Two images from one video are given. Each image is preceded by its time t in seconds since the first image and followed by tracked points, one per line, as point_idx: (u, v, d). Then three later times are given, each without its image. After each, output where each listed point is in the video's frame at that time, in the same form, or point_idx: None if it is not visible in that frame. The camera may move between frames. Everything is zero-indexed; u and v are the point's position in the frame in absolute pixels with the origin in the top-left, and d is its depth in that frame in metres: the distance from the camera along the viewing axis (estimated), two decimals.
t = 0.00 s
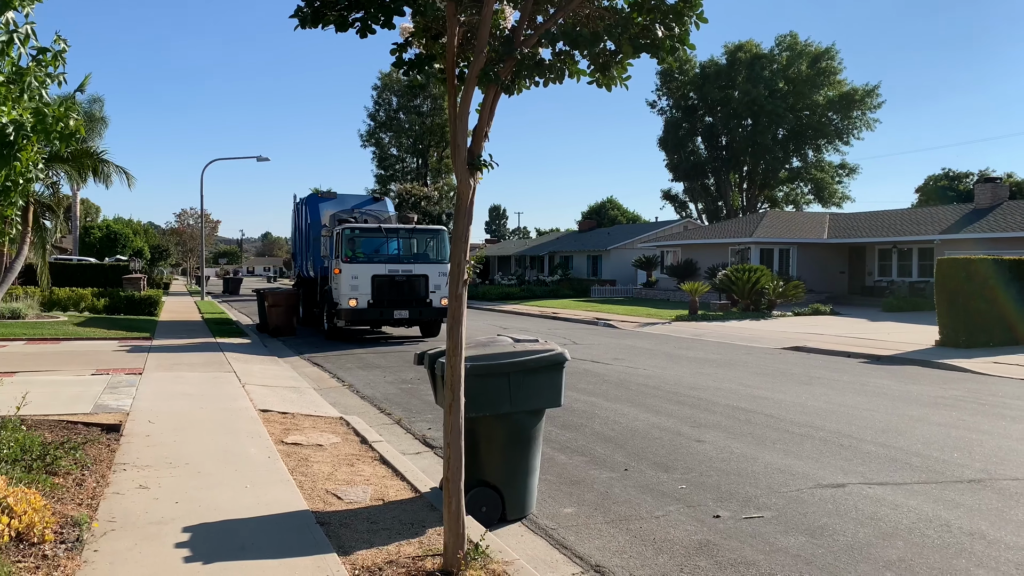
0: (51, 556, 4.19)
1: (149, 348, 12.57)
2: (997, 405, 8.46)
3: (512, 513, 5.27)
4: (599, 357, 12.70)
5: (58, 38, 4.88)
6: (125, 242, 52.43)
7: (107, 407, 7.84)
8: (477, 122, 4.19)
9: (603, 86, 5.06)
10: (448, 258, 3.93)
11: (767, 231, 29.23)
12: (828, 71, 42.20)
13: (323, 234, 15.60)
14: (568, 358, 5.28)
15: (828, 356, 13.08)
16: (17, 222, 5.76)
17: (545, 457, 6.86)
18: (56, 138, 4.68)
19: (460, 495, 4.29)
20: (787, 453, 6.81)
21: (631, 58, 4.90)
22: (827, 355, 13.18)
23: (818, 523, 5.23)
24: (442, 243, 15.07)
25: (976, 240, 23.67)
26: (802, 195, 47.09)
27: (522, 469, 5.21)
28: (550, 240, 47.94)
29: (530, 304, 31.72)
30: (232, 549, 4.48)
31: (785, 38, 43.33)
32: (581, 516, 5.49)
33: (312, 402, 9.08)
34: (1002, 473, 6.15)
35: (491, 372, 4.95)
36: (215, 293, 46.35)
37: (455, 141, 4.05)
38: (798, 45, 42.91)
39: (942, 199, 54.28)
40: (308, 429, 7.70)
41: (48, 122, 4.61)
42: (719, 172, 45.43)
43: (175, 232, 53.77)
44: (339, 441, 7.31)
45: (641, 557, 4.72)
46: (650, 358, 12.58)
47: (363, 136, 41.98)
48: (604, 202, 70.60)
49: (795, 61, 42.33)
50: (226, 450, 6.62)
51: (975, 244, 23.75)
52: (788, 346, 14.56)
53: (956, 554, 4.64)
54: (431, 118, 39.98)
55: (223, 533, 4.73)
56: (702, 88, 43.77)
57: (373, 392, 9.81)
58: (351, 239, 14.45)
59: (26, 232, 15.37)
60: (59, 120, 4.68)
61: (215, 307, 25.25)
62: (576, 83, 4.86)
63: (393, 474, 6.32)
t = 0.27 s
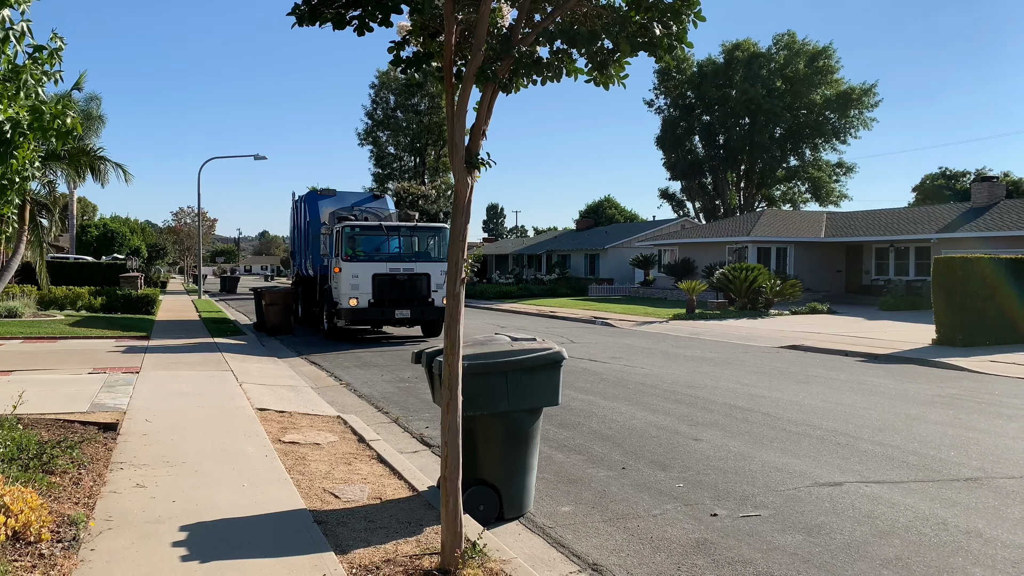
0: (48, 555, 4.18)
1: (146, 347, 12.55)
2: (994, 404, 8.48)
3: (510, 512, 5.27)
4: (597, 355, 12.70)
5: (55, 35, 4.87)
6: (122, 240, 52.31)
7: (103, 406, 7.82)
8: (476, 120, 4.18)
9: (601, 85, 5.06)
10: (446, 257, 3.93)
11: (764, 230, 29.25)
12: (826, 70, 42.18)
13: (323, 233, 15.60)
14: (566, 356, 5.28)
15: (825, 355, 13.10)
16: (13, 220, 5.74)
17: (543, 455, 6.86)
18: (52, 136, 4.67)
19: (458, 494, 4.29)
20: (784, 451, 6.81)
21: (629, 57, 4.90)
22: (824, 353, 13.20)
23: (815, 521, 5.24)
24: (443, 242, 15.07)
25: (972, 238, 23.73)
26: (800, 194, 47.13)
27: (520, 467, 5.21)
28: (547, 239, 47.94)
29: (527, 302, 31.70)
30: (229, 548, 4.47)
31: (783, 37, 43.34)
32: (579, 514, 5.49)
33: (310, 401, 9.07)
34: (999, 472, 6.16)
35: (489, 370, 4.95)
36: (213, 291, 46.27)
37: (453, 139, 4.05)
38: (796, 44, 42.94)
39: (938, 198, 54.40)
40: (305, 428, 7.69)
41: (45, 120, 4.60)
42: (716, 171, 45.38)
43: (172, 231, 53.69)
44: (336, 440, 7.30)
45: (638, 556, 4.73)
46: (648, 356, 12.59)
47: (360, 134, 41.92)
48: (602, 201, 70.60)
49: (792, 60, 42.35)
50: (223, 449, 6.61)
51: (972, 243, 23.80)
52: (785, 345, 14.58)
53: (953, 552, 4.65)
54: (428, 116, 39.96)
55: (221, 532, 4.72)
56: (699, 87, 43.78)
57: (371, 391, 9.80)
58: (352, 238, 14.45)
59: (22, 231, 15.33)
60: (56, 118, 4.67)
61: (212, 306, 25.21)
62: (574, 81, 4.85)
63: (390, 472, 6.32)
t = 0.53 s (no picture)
0: (43, 555, 4.17)
1: (142, 347, 12.51)
2: (989, 404, 8.51)
3: (506, 512, 5.27)
4: (593, 355, 12.70)
5: (50, 34, 4.86)
6: (117, 239, 52.16)
7: (99, 406, 7.80)
8: (472, 120, 4.19)
9: (597, 85, 5.07)
10: (442, 256, 3.93)
11: (760, 230, 29.29)
12: (821, 70, 42.13)
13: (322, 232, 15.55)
14: (563, 356, 5.28)
15: (821, 355, 13.12)
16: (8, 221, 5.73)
17: (539, 455, 6.86)
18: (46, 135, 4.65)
19: (455, 493, 4.29)
20: (780, 451, 6.82)
21: (625, 57, 4.91)
22: (820, 353, 13.23)
23: (811, 521, 5.25)
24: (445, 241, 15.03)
25: (968, 238, 23.79)
26: (796, 194, 47.19)
27: (516, 467, 5.21)
28: (544, 238, 47.95)
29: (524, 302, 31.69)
30: (225, 548, 4.46)
31: (779, 37, 43.40)
32: (575, 514, 5.49)
33: (306, 401, 9.05)
34: (994, 471, 6.18)
35: (485, 370, 4.95)
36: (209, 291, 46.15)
37: (449, 139, 4.04)
38: (792, 44, 43.00)
39: (934, 198, 54.54)
40: (301, 427, 7.68)
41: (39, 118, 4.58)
42: (712, 171, 45.26)
43: (168, 230, 53.56)
44: (332, 440, 7.29)
45: (634, 555, 4.73)
46: (644, 356, 12.60)
47: (357, 133, 41.87)
48: (598, 201, 70.61)
49: (788, 60, 42.40)
50: (219, 449, 6.59)
51: (967, 243, 23.88)
52: (781, 344, 14.60)
53: (948, 551, 4.66)
54: (425, 116, 39.95)
55: (216, 532, 4.72)
56: (696, 87, 43.80)
57: (367, 391, 9.79)
58: (352, 237, 14.42)
59: (17, 230, 15.28)
60: (50, 117, 4.66)
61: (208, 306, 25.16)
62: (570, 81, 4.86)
63: (387, 472, 6.31)
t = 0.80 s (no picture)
0: (37, 556, 4.16)
1: (136, 348, 12.47)
2: (983, 404, 8.54)
3: (501, 512, 5.28)
4: (588, 355, 12.71)
5: (44, 34, 4.84)
6: (112, 240, 51.94)
7: (93, 407, 7.78)
8: (467, 120, 4.19)
9: (592, 85, 5.07)
10: (438, 257, 3.93)
11: (755, 231, 29.33)
12: (816, 72, 42.25)
13: (319, 230, 15.34)
14: (558, 357, 5.29)
15: (816, 355, 13.14)
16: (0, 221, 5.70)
17: (534, 456, 6.86)
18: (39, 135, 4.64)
19: (450, 493, 4.29)
20: (775, 451, 6.84)
21: (621, 57, 4.91)
22: (815, 353, 13.26)
23: (806, 521, 5.26)
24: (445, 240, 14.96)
25: (962, 239, 23.88)
26: (791, 195, 47.29)
27: (512, 467, 5.21)
28: (540, 239, 47.96)
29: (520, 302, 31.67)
30: (219, 549, 4.46)
31: (774, 38, 43.50)
32: (570, 514, 5.50)
33: (300, 402, 9.04)
34: (987, 471, 6.20)
35: (480, 371, 4.95)
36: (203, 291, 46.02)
37: (444, 139, 4.05)
38: (787, 46, 43.10)
39: (928, 199, 54.76)
40: (296, 428, 7.67)
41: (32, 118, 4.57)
42: (707, 172, 45.36)
43: (162, 230, 53.40)
44: (327, 440, 7.29)
45: (629, 555, 4.73)
46: (640, 356, 12.60)
47: (352, 133, 41.82)
48: (594, 202, 70.64)
49: (783, 61, 42.49)
50: (214, 450, 6.58)
51: (961, 243, 23.99)
52: (776, 345, 14.63)
53: (942, 551, 4.68)
54: (420, 116, 39.94)
55: (211, 533, 4.71)
56: (691, 88, 43.84)
57: (362, 391, 9.78)
58: (351, 237, 14.32)
59: (11, 230, 15.23)
60: (43, 116, 4.64)
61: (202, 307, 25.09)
62: (566, 81, 4.87)
63: (381, 473, 6.31)
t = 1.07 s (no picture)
0: (29, 558, 4.14)
1: (130, 349, 12.44)
2: (975, 404, 8.57)
3: (496, 513, 5.27)
4: (583, 356, 12.71)
5: (37, 33, 4.84)
6: (106, 239, 51.73)
7: (86, 407, 7.75)
8: (462, 121, 4.19)
9: (587, 86, 5.08)
10: (432, 257, 3.92)
11: (749, 231, 29.39)
12: (810, 72, 42.39)
13: (319, 228, 14.95)
14: (552, 357, 5.29)
15: (810, 355, 13.17)
16: None
17: (529, 456, 6.86)
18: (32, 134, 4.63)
19: (444, 494, 4.29)
20: (769, 451, 6.85)
21: (615, 58, 4.93)
22: (809, 354, 13.30)
23: (800, 521, 5.27)
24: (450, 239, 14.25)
25: (955, 239, 23.97)
26: (785, 195, 47.39)
27: (506, 468, 5.21)
28: (535, 239, 47.98)
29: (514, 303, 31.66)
30: (213, 550, 4.44)
31: (769, 39, 43.60)
32: (565, 515, 5.50)
33: (295, 402, 9.02)
34: (980, 471, 6.23)
35: (475, 371, 4.95)
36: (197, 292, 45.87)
37: (439, 139, 4.04)
38: (781, 46, 43.18)
39: (921, 200, 55.02)
40: (290, 429, 7.65)
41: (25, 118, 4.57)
42: (702, 172, 45.46)
43: (156, 230, 53.23)
44: (321, 441, 7.27)
45: (623, 556, 4.73)
46: (634, 357, 12.61)
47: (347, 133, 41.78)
48: (589, 202, 70.71)
49: (778, 62, 42.58)
50: (208, 450, 6.57)
51: (953, 244, 24.08)
52: (770, 345, 14.66)
53: (935, 551, 4.70)
54: (415, 117, 39.93)
55: (205, 533, 4.70)
56: (685, 88, 43.87)
57: (357, 392, 9.76)
58: (351, 236, 13.68)
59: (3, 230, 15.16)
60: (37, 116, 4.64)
61: (196, 307, 25.03)
62: (560, 82, 4.88)
63: (376, 473, 6.30)
